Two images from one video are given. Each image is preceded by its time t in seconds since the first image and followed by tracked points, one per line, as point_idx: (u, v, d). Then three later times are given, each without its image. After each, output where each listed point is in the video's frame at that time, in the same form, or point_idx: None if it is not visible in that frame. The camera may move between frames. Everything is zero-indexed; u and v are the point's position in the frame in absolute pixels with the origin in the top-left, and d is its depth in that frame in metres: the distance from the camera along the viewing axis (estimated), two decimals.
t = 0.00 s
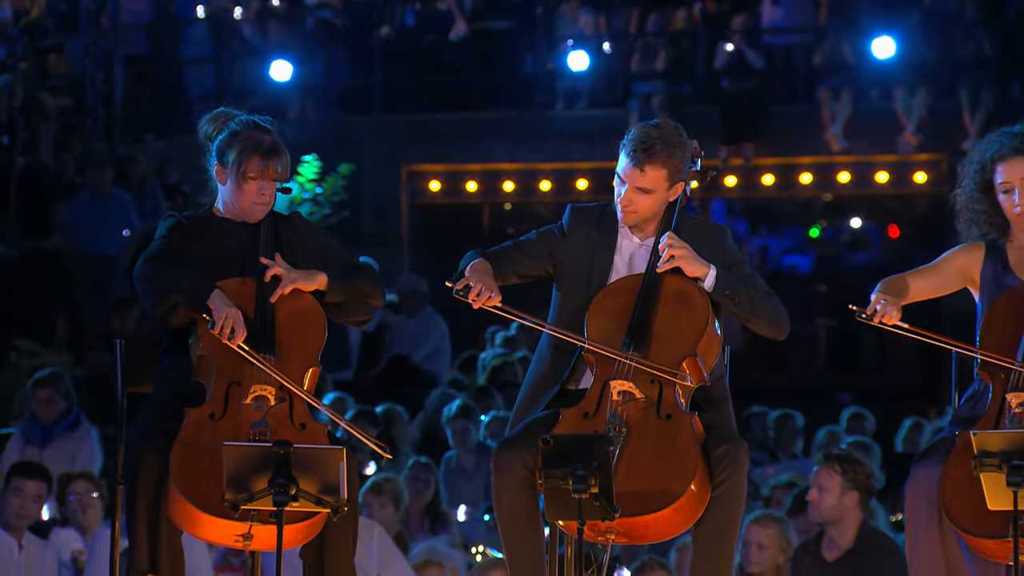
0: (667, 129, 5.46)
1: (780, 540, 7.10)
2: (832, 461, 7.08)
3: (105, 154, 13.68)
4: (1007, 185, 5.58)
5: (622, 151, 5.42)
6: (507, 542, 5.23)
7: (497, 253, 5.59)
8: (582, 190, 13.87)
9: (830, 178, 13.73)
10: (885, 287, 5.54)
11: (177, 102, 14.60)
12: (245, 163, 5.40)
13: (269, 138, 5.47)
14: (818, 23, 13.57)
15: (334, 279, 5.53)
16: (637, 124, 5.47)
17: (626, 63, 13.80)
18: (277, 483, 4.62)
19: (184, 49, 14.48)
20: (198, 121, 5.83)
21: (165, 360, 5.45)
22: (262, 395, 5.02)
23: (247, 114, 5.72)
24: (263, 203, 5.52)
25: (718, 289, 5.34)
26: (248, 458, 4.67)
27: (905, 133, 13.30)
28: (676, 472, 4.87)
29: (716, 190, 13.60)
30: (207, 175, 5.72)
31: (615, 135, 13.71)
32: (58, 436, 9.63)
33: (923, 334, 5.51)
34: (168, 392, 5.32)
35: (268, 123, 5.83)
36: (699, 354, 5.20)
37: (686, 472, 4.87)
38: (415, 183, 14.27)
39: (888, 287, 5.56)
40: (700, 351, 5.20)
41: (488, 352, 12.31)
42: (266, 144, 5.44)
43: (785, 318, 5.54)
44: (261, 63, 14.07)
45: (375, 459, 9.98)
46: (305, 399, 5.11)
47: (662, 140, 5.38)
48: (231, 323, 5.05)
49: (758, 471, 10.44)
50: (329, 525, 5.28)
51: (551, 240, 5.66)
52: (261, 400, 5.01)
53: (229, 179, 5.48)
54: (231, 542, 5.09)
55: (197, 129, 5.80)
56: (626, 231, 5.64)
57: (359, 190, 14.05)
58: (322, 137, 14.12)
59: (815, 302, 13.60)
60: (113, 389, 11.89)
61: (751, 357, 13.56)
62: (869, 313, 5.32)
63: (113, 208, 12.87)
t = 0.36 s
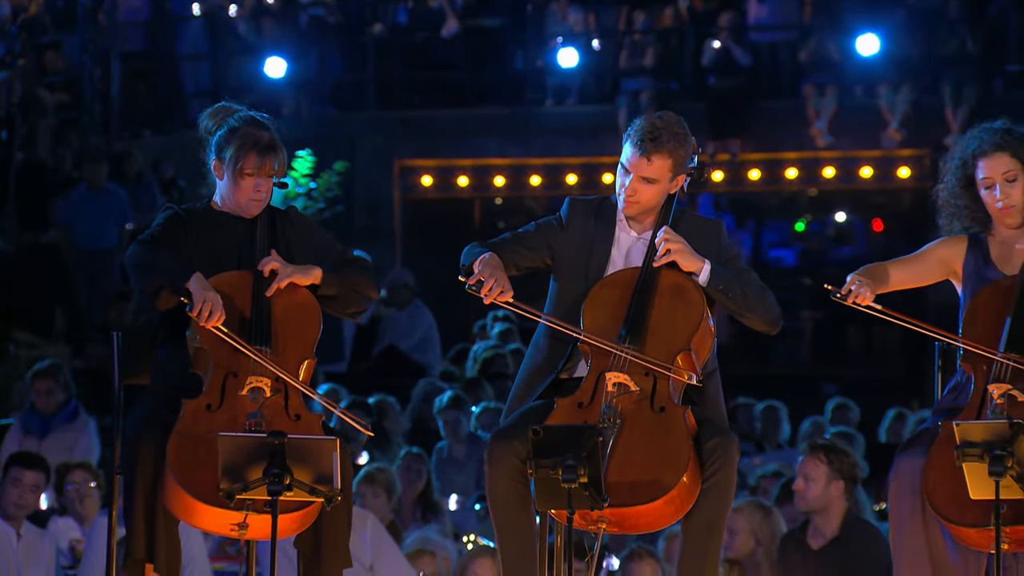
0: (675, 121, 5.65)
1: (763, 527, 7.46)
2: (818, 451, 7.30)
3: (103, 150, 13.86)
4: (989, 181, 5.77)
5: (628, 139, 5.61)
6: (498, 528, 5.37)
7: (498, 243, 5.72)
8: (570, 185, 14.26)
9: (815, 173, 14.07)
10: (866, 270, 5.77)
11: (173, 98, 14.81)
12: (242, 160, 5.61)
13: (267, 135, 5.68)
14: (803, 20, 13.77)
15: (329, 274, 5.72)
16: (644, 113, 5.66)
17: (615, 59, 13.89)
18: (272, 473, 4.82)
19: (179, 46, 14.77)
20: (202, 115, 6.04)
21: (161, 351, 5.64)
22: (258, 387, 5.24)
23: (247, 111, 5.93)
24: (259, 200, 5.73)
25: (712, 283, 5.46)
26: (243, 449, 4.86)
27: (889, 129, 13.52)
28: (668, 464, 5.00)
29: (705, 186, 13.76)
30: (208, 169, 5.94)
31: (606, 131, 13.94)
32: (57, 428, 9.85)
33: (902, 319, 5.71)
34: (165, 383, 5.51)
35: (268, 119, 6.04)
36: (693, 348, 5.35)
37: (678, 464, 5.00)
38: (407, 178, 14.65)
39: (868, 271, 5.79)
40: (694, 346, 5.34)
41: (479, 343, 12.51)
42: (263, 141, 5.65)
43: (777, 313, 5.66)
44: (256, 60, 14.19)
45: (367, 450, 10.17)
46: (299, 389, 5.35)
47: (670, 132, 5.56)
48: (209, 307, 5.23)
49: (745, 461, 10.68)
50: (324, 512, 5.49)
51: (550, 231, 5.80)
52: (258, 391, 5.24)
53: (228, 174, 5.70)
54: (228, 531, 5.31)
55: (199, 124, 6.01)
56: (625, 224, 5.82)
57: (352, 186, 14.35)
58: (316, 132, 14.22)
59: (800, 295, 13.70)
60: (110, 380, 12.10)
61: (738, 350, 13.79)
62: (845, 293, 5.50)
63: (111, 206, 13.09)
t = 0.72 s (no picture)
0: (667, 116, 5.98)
1: (749, 518, 7.87)
2: (806, 445, 7.61)
3: (101, 149, 14.02)
4: (971, 179, 6.06)
5: (624, 131, 5.92)
6: (490, 519, 5.61)
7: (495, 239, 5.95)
8: (561, 183, 14.46)
9: (801, 172, 14.25)
10: (850, 262, 6.07)
11: (169, 98, 15.00)
12: (236, 160, 5.89)
13: (260, 135, 5.96)
14: (788, 22, 14.12)
15: (324, 273, 5.93)
16: (639, 108, 6.00)
17: (604, 60, 14.23)
18: (266, 467, 5.09)
19: (176, 47, 14.91)
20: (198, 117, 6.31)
21: (159, 346, 5.84)
22: (252, 381, 5.48)
23: (241, 110, 6.20)
24: (254, 199, 6.00)
25: (703, 282, 5.71)
26: (238, 442, 5.11)
27: (873, 128, 13.81)
28: (657, 459, 5.29)
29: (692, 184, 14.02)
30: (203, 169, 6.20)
31: (596, 131, 14.21)
32: (55, 422, 10.09)
33: (881, 308, 6.05)
34: (162, 377, 5.71)
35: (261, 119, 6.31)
36: (685, 346, 5.63)
37: (668, 459, 5.30)
38: (400, 176, 14.81)
39: (852, 264, 6.10)
40: (685, 343, 5.60)
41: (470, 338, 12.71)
42: (256, 141, 5.92)
43: (766, 313, 5.88)
44: (251, 60, 14.41)
45: (361, 443, 10.36)
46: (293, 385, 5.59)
47: (664, 123, 5.89)
48: (184, 292, 5.49)
49: (732, 455, 10.92)
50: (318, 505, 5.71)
51: (545, 228, 6.05)
52: (251, 385, 5.47)
53: (222, 175, 5.98)
54: (223, 523, 5.58)
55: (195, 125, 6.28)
56: (618, 221, 6.06)
57: (346, 183, 14.55)
58: (310, 131, 14.54)
59: (785, 291, 14.14)
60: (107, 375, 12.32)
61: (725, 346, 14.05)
62: (822, 276, 5.87)
63: (107, 202, 13.22)
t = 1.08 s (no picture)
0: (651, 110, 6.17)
1: (736, 513, 8.02)
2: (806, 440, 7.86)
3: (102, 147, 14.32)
4: (956, 178, 6.26)
5: (612, 132, 6.11)
6: (487, 510, 5.80)
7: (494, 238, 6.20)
8: (555, 182, 14.24)
9: (792, 171, 14.25)
10: (837, 255, 6.32)
11: (169, 97, 15.29)
12: (226, 155, 6.10)
13: (249, 129, 6.16)
14: (779, 23, 14.44)
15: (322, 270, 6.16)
16: (623, 107, 6.19)
17: (597, 60, 14.48)
18: (265, 461, 5.29)
19: (176, 48, 15.18)
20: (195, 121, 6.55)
21: (160, 340, 6.07)
22: (250, 376, 5.70)
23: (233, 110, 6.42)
24: (249, 192, 6.21)
25: (695, 281, 5.94)
26: (241, 437, 5.33)
27: (862, 128, 13.91)
28: (651, 451, 5.51)
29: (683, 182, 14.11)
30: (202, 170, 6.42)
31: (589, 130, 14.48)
32: (58, 416, 10.31)
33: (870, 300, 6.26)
34: (163, 371, 5.96)
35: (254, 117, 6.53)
36: (677, 341, 5.87)
37: (660, 451, 5.52)
38: (396, 174, 15.00)
39: (839, 258, 6.33)
40: (678, 338, 5.86)
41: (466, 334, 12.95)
42: (245, 136, 6.12)
43: (754, 312, 6.12)
44: (249, 60, 14.75)
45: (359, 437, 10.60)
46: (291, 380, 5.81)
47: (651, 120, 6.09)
48: (163, 274, 5.76)
49: (723, 448, 11.16)
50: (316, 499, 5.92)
51: (540, 226, 6.31)
52: (250, 380, 5.70)
53: (217, 172, 6.19)
54: (223, 517, 5.76)
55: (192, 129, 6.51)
56: (611, 217, 6.31)
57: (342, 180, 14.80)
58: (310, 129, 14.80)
59: (775, 287, 14.58)
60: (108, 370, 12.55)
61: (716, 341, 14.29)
62: (806, 265, 6.14)
63: (108, 200, 13.48)
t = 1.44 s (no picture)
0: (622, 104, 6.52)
1: (724, 506, 8.29)
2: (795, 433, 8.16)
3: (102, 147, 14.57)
4: (938, 178, 6.52)
5: (587, 127, 6.45)
6: (480, 502, 6.03)
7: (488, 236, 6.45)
8: (547, 180, 14.83)
9: (780, 170, 14.68)
10: (821, 252, 6.58)
11: (168, 98, 15.55)
12: (217, 151, 6.39)
13: (238, 126, 6.46)
14: (767, 24, 14.54)
15: (318, 272, 6.44)
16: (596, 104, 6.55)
17: (589, 60, 14.78)
18: (262, 454, 5.55)
19: (175, 48, 15.46)
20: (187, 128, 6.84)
21: (159, 338, 6.32)
22: (247, 372, 5.95)
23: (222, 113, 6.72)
24: (242, 188, 6.47)
25: (684, 281, 6.23)
26: (239, 431, 5.58)
27: (848, 128, 14.27)
28: (641, 443, 5.76)
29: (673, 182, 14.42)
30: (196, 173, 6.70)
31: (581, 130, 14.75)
32: (60, 411, 10.57)
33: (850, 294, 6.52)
34: (162, 368, 6.21)
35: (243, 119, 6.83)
36: (665, 336, 6.11)
37: (650, 443, 5.76)
38: (392, 173, 15.33)
39: (823, 253, 6.60)
40: (666, 333, 6.10)
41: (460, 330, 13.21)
42: (235, 132, 6.42)
43: (736, 316, 6.40)
44: (247, 60, 14.97)
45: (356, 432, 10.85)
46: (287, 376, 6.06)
47: (622, 111, 6.44)
48: (132, 253, 6.02)
49: (711, 442, 11.43)
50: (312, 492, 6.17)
51: (532, 225, 6.57)
52: (247, 375, 5.94)
53: (210, 170, 6.47)
54: (221, 509, 6.01)
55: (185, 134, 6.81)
56: (600, 214, 6.58)
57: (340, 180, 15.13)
58: (307, 129, 15.10)
59: (763, 285, 14.78)
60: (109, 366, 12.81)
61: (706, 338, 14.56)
62: (788, 257, 6.40)
63: (107, 200, 13.76)
